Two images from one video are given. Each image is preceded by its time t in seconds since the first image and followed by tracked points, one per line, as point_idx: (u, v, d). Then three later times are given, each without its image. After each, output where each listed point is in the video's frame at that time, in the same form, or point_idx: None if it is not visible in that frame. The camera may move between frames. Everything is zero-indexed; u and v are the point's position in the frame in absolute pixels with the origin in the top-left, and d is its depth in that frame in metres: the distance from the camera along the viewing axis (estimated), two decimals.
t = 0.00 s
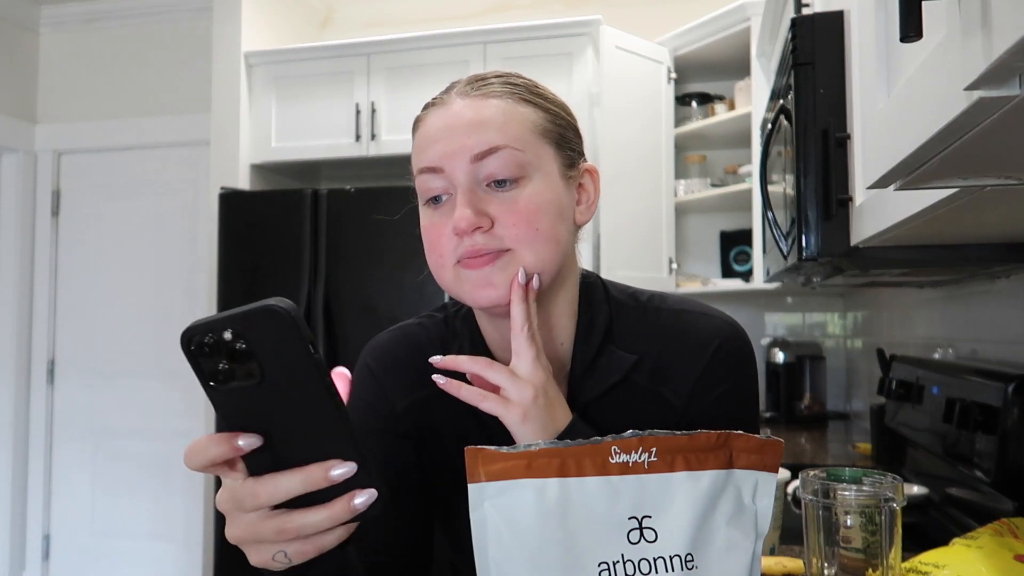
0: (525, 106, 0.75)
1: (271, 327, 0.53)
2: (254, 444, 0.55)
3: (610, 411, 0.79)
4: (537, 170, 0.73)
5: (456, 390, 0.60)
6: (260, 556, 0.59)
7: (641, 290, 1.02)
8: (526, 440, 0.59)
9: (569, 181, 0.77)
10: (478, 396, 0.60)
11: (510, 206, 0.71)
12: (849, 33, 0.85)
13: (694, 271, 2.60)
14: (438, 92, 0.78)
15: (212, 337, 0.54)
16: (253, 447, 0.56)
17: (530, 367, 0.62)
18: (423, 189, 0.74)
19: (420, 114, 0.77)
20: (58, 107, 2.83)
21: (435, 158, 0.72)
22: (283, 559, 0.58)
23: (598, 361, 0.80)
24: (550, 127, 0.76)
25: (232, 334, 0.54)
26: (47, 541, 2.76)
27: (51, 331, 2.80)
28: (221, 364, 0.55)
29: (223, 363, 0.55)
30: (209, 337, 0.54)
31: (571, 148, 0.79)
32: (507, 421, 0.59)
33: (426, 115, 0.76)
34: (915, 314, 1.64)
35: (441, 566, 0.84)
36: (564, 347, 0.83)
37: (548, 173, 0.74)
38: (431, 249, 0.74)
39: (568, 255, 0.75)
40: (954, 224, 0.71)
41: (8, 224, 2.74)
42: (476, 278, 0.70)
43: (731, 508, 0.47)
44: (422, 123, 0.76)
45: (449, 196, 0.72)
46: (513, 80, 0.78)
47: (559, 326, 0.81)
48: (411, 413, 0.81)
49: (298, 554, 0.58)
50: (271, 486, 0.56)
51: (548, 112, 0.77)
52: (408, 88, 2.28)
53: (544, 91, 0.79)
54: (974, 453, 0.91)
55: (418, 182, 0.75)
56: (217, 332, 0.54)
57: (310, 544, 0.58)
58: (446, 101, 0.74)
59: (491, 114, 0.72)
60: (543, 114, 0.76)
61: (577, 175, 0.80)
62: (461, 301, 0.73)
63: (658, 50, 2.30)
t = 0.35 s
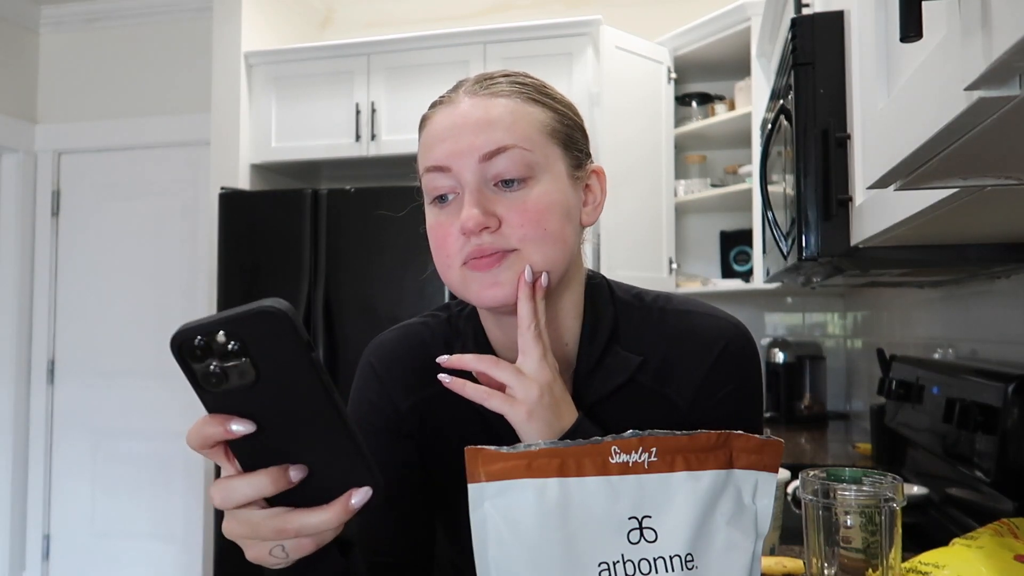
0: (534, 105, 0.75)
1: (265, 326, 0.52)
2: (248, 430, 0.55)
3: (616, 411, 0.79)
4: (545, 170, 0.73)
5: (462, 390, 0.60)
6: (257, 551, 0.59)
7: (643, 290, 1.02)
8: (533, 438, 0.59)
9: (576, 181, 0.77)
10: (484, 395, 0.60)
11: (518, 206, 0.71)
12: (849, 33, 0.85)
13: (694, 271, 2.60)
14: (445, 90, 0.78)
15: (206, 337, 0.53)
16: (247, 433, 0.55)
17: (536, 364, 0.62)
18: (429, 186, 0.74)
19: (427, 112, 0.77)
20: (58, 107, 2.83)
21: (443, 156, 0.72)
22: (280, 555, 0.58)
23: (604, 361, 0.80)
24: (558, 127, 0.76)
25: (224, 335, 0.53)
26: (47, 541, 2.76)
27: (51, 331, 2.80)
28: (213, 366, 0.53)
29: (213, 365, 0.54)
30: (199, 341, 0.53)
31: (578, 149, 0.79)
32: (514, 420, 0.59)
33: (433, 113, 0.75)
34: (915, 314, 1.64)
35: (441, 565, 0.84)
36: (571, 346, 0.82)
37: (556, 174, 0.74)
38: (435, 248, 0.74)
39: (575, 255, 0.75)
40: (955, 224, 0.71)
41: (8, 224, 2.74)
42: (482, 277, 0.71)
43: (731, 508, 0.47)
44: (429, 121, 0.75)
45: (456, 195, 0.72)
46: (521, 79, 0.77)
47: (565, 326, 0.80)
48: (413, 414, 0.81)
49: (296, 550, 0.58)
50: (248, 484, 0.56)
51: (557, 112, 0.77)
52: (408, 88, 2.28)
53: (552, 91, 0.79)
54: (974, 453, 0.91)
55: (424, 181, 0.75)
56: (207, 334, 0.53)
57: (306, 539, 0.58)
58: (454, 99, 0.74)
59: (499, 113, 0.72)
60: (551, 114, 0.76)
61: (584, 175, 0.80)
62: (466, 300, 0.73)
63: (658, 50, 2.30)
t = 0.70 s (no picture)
0: (542, 104, 0.75)
1: (273, 322, 0.52)
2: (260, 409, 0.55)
3: (618, 411, 0.79)
4: (552, 168, 0.73)
5: (475, 384, 0.60)
6: (266, 542, 0.58)
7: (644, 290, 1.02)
8: (541, 437, 0.59)
9: (582, 181, 0.77)
10: (496, 391, 0.59)
11: (525, 202, 0.71)
12: (849, 33, 0.85)
13: (694, 271, 2.60)
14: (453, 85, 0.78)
15: (218, 330, 0.53)
16: (261, 412, 0.55)
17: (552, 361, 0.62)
18: (435, 181, 0.74)
19: (435, 107, 0.77)
20: (58, 107, 2.83)
21: (451, 150, 0.72)
22: (289, 545, 0.58)
23: (606, 361, 0.80)
24: (566, 127, 0.76)
25: (234, 327, 0.52)
26: (47, 541, 2.76)
27: (51, 331, 2.80)
28: (225, 356, 0.54)
29: (227, 355, 0.54)
30: (212, 331, 0.53)
31: (585, 149, 0.79)
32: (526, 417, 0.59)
33: (441, 107, 0.75)
34: (915, 314, 1.64)
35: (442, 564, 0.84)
36: (573, 346, 0.83)
37: (563, 173, 0.74)
38: (441, 243, 0.74)
39: (579, 254, 0.76)
40: (955, 224, 0.71)
41: (8, 224, 2.74)
42: (487, 272, 0.70)
43: (731, 508, 0.47)
44: (438, 115, 0.75)
45: (463, 188, 0.72)
46: (529, 77, 0.77)
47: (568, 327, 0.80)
48: (415, 414, 0.81)
49: (305, 541, 0.58)
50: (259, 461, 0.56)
51: (564, 111, 0.77)
52: (408, 89, 2.28)
53: (560, 90, 0.79)
54: (974, 453, 0.91)
55: (430, 175, 0.75)
56: (219, 325, 0.53)
57: (316, 532, 0.57)
58: (463, 95, 0.74)
59: (509, 109, 0.72)
60: (559, 112, 0.76)
61: (590, 176, 0.80)
62: (469, 297, 0.73)
63: (658, 50, 2.30)
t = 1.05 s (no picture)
0: (559, 104, 0.75)
1: (250, 331, 0.50)
2: (246, 416, 0.54)
3: (618, 412, 0.79)
4: (567, 168, 0.73)
5: (472, 375, 0.59)
6: (263, 542, 0.57)
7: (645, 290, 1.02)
8: (530, 435, 0.59)
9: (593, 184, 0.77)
10: (491, 384, 0.59)
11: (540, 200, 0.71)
12: (849, 33, 0.85)
13: (694, 271, 2.60)
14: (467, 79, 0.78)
15: (194, 342, 0.51)
16: (248, 420, 0.54)
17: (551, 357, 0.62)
18: (448, 175, 0.74)
19: (450, 100, 0.76)
20: (58, 107, 2.83)
21: (469, 142, 0.72)
22: (288, 543, 0.56)
23: (606, 361, 0.80)
24: (579, 129, 0.77)
25: (213, 337, 0.51)
26: (47, 542, 2.76)
27: (51, 331, 2.79)
28: (207, 365, 0.52)
29: (209, 364, 0.52)
30: (191, 342, 0.51)
31: (595, 154, 0.80)
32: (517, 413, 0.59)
33: (457, 101, 0.75)
34: (915, 314, 1.64)
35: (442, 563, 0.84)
36: (574, 346, 0.82)
37: (577, 174, 0.74)
38: (450, 237, 0.73)
39: (586, 257, 0.76)
40: (956, 223, 0.71)
41: (8, 224, 2.74)
42: (498, 268, 0.70)
43: (731, 508, 0.47)
44: (453, 108, 0.75)
45: (477, 181, 0.72)
46: (546, 77, 0.78)
47: (569, 327, 0.80)
48: (414, 415, 0.81)
49: (303, 537, 0.56)
50: (258, 462, 0.54)
51: (578, 114, 0.78)
52: (408, 88, 2.28)
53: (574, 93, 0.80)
54: (974, 453, 0.92)
55: (442, 169, 0.74)
56: (198, 336, 0.51)
57: (313, 527, 0.56)
58: (481, 88, 0.74)
59: (527, 105, 0.72)
60: (574, 114, 0.77)
61: (597, 180, 0.80)
62: (478, 292, 0.72)
63: (658, 50, 2.30)
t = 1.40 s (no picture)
0: (578, 110, 0.76)
1: (237, 341, 0.49)
2: (236, 414, 0.53)
3: (616, 413, 0.79)
4: (588, 176, 0.74)
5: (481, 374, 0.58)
6: (262, 530, 0.58)
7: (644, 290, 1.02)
8: (522, 437, 0.60)
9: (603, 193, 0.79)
10: (495, 386, 0.59)
11: (565, 209, 0.71)
12: (849, 33, 0.85)
13: (694, 271, 2.60)
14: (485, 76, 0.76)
15: (179, 350, 0.50)
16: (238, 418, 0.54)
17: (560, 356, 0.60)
18: (470, 178, 0.73)
19: (470, 98, 0.75)
20: (58, 107, 2.83)
21: (493, 144, 0.71)
22: (286, 530, 0.58)
23: (604, 361, 0.80)
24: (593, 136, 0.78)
25: (199, 345, 0.50)
26: (47, 542, 2.76)
27: (51, 331, 2.79)
28: (196, 371, 0.51)
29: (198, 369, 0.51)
30: (177, 350, 0.50)
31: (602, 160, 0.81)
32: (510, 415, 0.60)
33: (477, 100, 0.74)
34: (915, 314, 1.64)
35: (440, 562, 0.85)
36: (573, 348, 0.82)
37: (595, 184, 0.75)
38: (471, 242, 0.73)
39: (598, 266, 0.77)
40: (955, 224, 0.71)
41: (8, 224, 2.74)
42: (521, 275, 0.70)
43: (731, 509, 0.47)
44: (474, 106, 0.73)
45: (502, 186, 0.71)
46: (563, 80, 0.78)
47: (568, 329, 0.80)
48: (412, 415, 0.81)
49: (301, 524, 0.57)
50: (255, 453, 0.55)
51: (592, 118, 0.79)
52: (408, 88, 2.28)
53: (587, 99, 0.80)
54: (974, 453, 0.92)
55: (463, 170, 0.73)
56: (184, 345, 0.50)
57: (310, 514, 0.57)
58: (503, 87, 0.73)
59: (554, 111, 0.72)
60: (589, 121, 0.77)
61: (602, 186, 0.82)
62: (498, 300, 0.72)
63: (658, 50, 2.30)
